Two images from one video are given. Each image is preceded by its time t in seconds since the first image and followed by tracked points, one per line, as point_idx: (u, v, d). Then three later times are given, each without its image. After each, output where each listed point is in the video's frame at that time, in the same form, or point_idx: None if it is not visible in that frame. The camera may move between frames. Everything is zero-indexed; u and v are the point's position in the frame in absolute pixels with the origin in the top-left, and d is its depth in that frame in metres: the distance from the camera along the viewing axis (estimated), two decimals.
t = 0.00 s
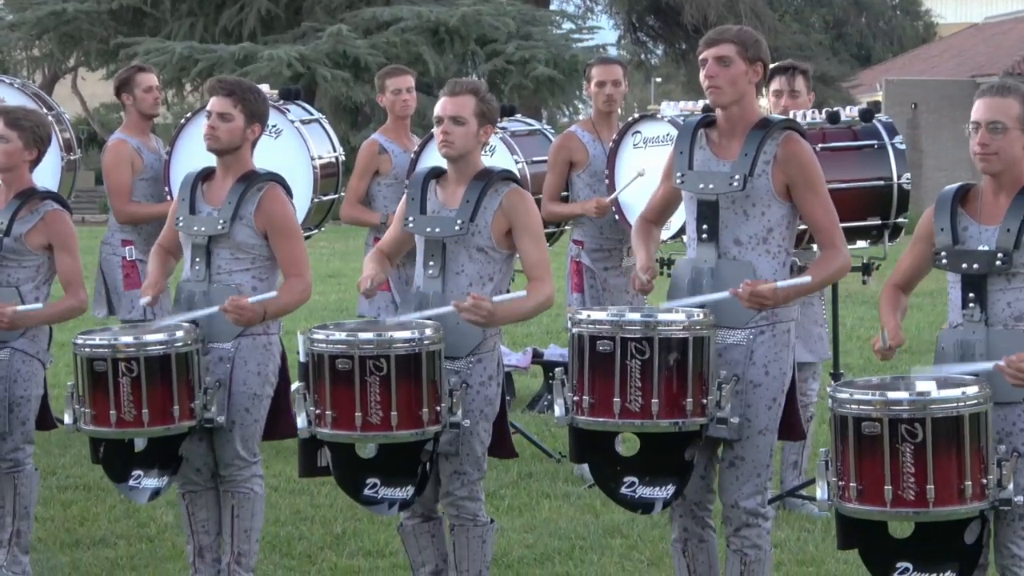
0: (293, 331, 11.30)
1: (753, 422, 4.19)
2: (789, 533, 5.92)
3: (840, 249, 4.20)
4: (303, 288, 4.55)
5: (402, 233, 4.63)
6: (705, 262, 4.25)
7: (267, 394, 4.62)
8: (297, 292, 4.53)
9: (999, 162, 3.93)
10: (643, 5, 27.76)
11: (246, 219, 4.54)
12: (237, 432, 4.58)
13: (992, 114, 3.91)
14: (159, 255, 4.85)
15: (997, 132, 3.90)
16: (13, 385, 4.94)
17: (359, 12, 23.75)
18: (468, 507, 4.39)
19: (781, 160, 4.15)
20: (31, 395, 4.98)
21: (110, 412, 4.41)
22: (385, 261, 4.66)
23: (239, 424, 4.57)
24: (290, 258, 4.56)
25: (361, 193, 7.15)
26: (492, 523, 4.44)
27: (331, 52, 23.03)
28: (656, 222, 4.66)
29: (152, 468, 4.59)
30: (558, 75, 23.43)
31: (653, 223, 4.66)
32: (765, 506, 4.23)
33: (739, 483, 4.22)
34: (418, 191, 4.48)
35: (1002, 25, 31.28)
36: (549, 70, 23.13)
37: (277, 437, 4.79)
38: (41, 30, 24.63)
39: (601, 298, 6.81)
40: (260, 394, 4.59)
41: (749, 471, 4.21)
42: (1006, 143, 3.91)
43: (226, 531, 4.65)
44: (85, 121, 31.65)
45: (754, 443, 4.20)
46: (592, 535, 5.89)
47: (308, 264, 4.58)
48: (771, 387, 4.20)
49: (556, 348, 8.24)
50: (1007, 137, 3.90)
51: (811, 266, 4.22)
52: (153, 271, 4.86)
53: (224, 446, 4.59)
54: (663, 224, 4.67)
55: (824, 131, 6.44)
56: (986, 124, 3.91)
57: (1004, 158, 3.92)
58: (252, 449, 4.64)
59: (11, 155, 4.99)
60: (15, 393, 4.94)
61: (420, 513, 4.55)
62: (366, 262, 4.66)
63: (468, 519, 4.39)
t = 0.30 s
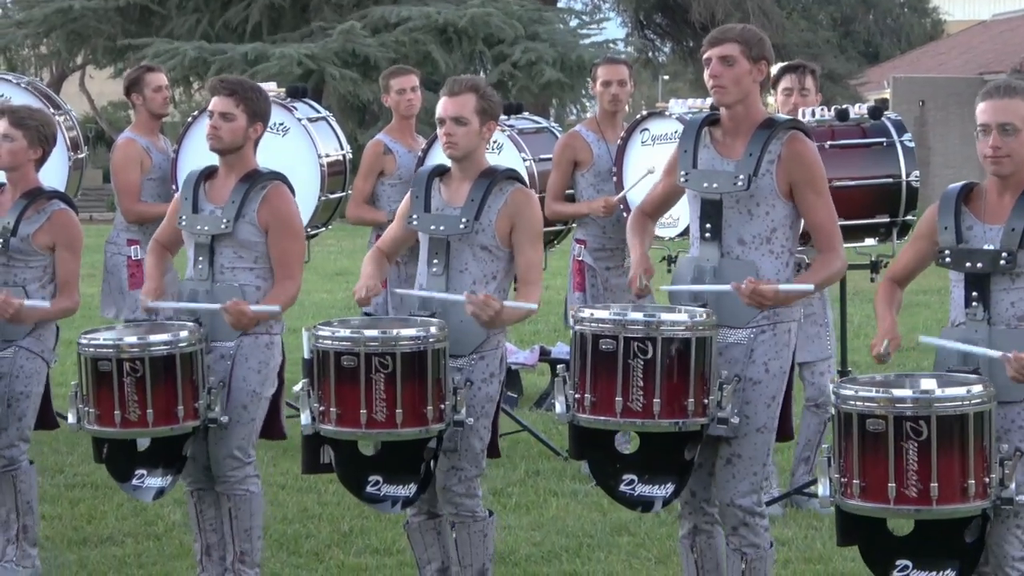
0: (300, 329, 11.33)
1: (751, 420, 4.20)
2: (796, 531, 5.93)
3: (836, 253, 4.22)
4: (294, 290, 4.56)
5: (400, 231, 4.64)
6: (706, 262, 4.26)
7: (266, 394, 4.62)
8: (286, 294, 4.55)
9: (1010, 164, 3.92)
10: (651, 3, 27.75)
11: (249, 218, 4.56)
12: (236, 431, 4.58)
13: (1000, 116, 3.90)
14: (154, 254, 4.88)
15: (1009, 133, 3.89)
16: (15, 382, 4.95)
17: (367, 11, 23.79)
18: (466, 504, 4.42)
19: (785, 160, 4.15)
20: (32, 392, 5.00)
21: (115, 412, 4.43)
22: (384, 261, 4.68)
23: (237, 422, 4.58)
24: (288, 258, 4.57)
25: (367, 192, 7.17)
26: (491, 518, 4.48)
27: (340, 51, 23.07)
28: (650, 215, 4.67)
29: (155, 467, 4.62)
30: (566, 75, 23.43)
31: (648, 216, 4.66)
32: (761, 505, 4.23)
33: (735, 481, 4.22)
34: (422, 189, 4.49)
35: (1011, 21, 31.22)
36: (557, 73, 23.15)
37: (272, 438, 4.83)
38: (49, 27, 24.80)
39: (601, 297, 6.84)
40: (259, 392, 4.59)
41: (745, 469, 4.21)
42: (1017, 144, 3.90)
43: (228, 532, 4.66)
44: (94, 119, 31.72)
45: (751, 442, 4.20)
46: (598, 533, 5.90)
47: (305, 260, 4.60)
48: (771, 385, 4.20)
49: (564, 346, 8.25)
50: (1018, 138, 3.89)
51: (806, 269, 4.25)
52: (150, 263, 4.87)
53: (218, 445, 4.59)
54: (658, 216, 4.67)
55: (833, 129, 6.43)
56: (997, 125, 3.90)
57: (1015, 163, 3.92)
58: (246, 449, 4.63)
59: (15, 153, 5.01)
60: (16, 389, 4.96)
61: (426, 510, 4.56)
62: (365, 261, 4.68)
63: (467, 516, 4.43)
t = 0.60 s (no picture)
0: (301, 327, 11.32)
1: (756, 417, 4.18)
2: (797, 529, 5.92)
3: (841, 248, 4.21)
4: (299, 288, 4.56)
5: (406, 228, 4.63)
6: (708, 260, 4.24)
7: (271, 391, 4.62)
8: (293, 290, 4.55)
9: (1002, 155, 3.92)
10: (651, 1, 27.75)
11: (251, 216, 4.55)
12: (240, 428, 4.57)
13: (993, 108, 3.91)
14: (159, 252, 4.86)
15: (1000, 125, 3.90)
16: (19, 382, 4.94)
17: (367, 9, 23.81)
18: (476, 503, 4.40)
19: (787, 156, 4.14)
20: (36, 392, 4.99)
21: (115, 409, 4.43)
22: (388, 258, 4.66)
23: (242, 421, 4.57)
24: (292, 256, 4.57)
25: (366, 189, 7.18)
26: (499, 520, 4.46)
27: (341, 50, 23.04)
28: (660, 216, 4.65)
29: (156, 465, 4.61)
30: (565, 74, 23.41)
31: (658, 217, 4.64)
32: (768, 502, 4.22)
33: (743, 479, 4.21)
34: (425, 188, 4.47)
35: (1011, 19, 31.20)
36: (557, 71, 23.12)
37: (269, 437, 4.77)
38: (49, 26, 24.78)
39: (608, 294, 6.81)
40: (263, 391, 4.58)
41: (752, 467, 4.20)
42: (1009, 136, 3.90)
43: (230, 530, 4.66)
44: (93, 118, 31.71)
45: (757, 439, 4.19)
46: (599, 532, 5.89)
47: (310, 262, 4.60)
48: (775, 382, 4.18)
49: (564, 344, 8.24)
50: (1010, 130, 3.90)
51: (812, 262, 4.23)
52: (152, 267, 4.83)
53: (226, 442, 4.58)
54: (669, 218, 4.65)
55: (832, 125, 6.40)
56: (989, 117, 3.91)
57: (1008, 152, 3.91)
58: (252, 446, 4.63)
59: (15, 152, 4.99)
60: (21, 389, 4.95)
61: (427, 510, 4.55)
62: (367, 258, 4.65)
63: (476, 515, 4.41)
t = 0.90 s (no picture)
0: (302, 326, 11.33)
1: (761, 417, 4.19)
2: (799, 528, 5.92)
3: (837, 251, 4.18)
4: (303, 285, 4.55)
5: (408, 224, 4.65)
6: (713, 259, 4.25)
7: (278, 392, 4.62)
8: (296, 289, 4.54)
9: (1006, 161, 3.92)
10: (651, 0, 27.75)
11: (257, 216, 4.55)
12: (248, 430, 4.59)
13: (994, 113, 3.91)
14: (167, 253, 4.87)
15: (1001, 130, 3.90)
16: (24, 383, 4.95)
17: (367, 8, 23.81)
18: (479, 502, 4.41)
19: (792, 156, 4.14)
20: (40, 392, 5.00)
21: (121, 410, 4.42)
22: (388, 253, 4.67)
23: (249, 421, 4.58)
24: (297, 255, 4.56)
25: (367, 188, 7.14)
26: (503, 520, 4.46)
27: (341, 50, 23.03)
28: (660, 215, 4.65)
29: (164, 466, 4.59)
30: (565, 73, 23.40)
31: (657, 216, 4.64)
32: (775, 501, 4.22)
33: (749, 478, 4.22)
34: (430, 187, 4.48)
35: (1011, 18, 31.20)
36: (557, 69, 23.11)
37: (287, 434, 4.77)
38: (50, 25, 24.77)
39: (613, 294, 6.81)
40: (271, 391, 4.58)
41: (758, 467, 4.21)
42: (1010, 141, 3.91)
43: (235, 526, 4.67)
44: (94, 117, 31.68)
45: (762, 439, 4.19)
46: (601, 531, 5.90)
47: (310, 259, 4.57)
48: (781, 382, 4.19)
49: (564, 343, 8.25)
50: (1011, 135, 3.90)
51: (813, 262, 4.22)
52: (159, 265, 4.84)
53: (235, 441, 4.61)
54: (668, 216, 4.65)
55: (833, 125, 6.42)
56: (990, 123, 3.92)
57: (1012, 157, 3.91)
58: (262, 445, 4.64)
59: (20, 152, 5.00)
60: (25, 390, 4.95)
61: (427, 509, 4.54)
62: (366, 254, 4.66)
63: (479, 514, 4.42)
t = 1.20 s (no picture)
0: (305, 325, 11.35)
1: (756, 416, 4.21)
2: (800, 527, 5.94)
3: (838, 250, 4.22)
4: (305, 285, 4.57)
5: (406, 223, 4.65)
6: (710, 255, 4.25)
7: (275, 389, 4.64)
8: (299, 288, 4.55)
9: (1011, 155, 3.92)
10: None
11: (256, 213, 4.57)
12: (245, 428, 4.61)
13: (1004, 106, 3.91)
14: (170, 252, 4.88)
15: (1012, 124, 3.90)
16: (25, 380, 4.97)
17: (370, 7, 23.84)
18: (472, 500, 4.43)
19: (790, 155, 4.15)
20: (42, 390, 5.02)
21: (118, 405, 4.44)
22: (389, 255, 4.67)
23: (246, 419, 4.60)
24: (298, 254, 4.59)
25: (368, 186, 7.17)
26: (495, 515, 4.49)
27: (342, 48, 23.05)
28: (661, 214, 4.67)
29: (159, 461, 4.62)
30: (568, 71, 23.41)
31: (658, 215, 4.66)
32: (769, 500, 4.24)
33: (742, 476, 4.23)
34: (427, 184, 4.50)
35: (1015, 17, 31.18)
36: (560, 67, 23.12)
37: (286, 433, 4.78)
38: (53, 24, 24.81)
39: (607, 292, 6.81)
40: (268, 388, 4.60)
41: (752, 465, 4.22)
42: (1020, 136, 3.90)
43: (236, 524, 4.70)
44: (98, 116, 31.72)
45: (757, 438, 4.22)
46: (603, 530, 5.91)
47: (315, 256, 4.61)
48: (776, 380, 4.21)
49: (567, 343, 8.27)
50: (1020, 130, 3.90)
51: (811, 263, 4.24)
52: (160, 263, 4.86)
53: (232, 441, 4.63)
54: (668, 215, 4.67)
55: (837, 124, 6.43)
56: (1000, 116, 3.91)
57: (1017, 151, 3.91)
58: (259, 444, 4.67)
59: (23, 150, 5.02)
60: (27, 387, 4.97)
61: (429, 505, 4.60)
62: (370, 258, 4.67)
63: (473, 512, 4.44)
